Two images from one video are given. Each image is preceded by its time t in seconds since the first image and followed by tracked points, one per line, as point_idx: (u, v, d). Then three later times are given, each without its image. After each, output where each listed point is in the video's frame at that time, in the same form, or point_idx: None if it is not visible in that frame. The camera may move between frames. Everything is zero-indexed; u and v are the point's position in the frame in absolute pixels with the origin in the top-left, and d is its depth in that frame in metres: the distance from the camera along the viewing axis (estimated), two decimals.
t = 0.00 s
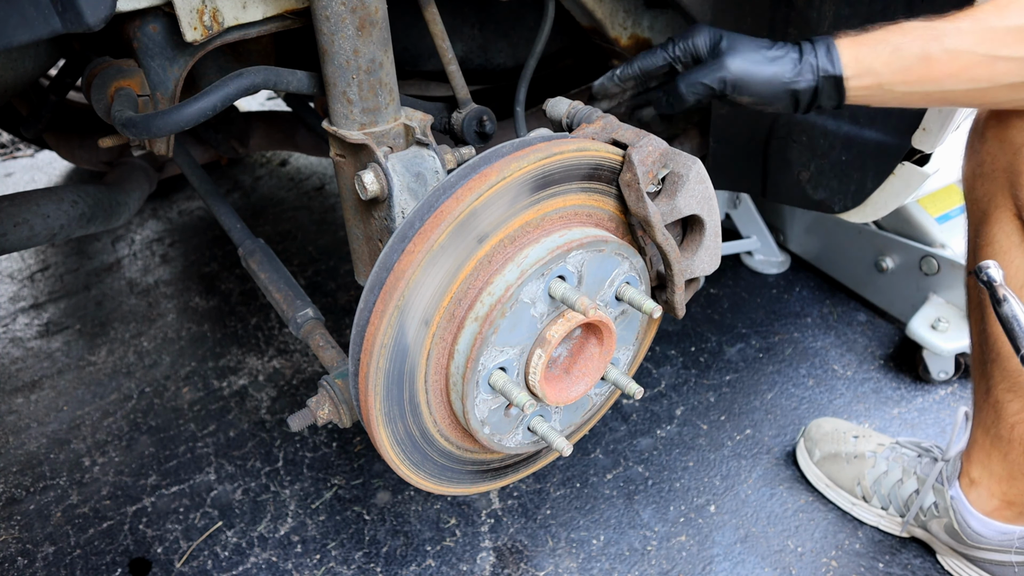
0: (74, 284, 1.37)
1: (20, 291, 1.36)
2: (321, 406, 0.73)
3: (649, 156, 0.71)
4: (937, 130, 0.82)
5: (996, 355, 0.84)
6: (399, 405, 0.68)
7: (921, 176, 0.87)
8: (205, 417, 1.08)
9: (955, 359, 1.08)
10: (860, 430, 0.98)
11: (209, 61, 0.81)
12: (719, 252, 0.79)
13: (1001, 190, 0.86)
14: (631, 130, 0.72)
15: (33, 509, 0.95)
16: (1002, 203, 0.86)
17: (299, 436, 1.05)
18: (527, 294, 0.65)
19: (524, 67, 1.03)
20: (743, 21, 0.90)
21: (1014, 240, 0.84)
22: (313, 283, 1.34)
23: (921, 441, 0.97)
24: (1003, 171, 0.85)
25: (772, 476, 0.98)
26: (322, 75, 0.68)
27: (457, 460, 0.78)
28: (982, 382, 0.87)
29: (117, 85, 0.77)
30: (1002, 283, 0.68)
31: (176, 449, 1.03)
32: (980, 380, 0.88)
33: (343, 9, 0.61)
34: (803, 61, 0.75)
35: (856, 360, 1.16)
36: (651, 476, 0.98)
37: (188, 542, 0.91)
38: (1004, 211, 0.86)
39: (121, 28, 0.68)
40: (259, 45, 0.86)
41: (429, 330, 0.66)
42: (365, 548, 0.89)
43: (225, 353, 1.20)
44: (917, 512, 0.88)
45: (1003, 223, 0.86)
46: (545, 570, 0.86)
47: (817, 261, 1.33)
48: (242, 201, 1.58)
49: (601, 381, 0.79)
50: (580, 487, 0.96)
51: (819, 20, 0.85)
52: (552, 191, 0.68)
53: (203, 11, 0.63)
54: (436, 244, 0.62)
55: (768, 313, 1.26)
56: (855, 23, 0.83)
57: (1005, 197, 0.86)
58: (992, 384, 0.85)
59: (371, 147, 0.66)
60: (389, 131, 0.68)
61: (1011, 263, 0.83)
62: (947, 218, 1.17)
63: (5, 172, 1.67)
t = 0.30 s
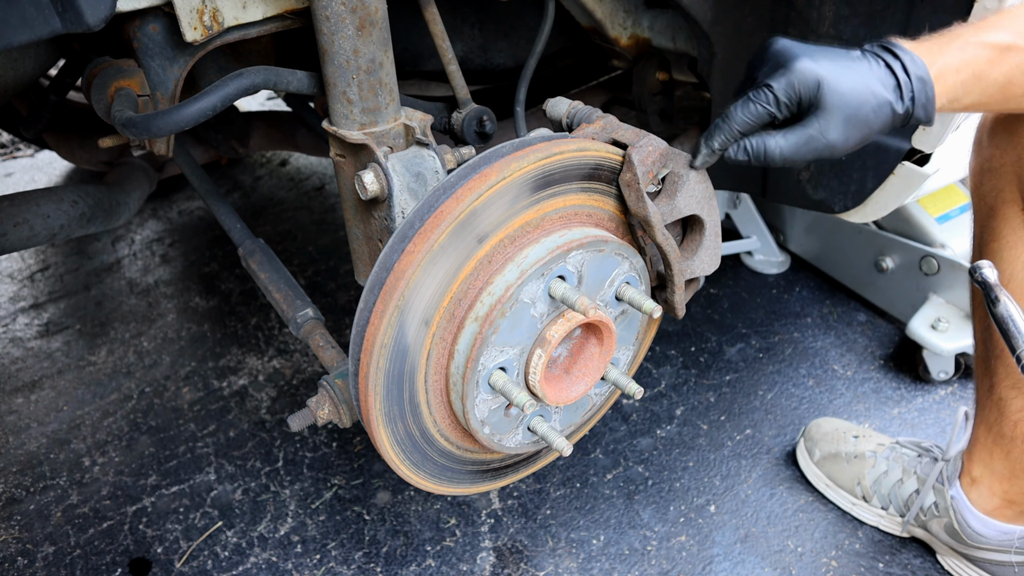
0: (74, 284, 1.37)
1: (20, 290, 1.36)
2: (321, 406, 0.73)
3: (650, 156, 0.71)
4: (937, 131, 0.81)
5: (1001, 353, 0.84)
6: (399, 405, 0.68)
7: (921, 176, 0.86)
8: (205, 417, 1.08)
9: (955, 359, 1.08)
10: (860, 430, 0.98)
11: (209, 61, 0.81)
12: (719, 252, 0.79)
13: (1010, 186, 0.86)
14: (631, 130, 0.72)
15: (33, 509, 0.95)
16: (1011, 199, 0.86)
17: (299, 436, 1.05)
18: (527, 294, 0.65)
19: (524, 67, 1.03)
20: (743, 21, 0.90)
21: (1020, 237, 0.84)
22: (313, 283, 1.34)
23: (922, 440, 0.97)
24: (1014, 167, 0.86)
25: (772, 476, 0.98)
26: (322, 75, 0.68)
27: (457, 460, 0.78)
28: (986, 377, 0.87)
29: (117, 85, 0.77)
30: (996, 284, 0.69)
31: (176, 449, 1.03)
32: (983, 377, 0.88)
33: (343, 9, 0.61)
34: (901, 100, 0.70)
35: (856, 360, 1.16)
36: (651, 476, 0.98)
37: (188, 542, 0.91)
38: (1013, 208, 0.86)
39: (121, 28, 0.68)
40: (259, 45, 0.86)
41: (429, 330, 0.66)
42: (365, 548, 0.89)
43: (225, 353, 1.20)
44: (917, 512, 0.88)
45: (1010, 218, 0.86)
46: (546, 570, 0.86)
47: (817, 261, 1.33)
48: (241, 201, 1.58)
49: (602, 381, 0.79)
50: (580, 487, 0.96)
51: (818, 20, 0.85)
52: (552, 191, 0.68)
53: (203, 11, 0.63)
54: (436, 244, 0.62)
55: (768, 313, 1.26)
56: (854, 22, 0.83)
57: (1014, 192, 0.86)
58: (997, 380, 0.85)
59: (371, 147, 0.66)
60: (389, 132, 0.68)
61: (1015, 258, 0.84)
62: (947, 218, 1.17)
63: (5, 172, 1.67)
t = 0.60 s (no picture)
0: (74, 284, 1.37)
1: (20, 291, 1.35)
2: (322, 406, 0.73)
3: (649, 156, 0.71)
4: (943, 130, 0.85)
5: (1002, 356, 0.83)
6: (399, 405, 0.68)
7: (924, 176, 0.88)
8: (205, 417, 1.08)
9: (955, 359, 1.08)
10: (860, 430, 0.98)
11: (209, 61, 0.81)
12: (719, 253, 0.79)
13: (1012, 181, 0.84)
14: (631, 130, 0.72)
15: (33, 509, 0.95)
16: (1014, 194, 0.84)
17: (299, 436, 1.05)
18: (527, 294, 0.65)
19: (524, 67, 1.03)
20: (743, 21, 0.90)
21: None
22: (313, 283, 1.34)
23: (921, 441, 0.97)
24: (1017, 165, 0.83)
25: (772, 476, 0.98)
26: (322, 75, 0.68)
27: (457, 460, 0.78)
28: (987, 378, 0.86)
29: (117, 85, 0.77)
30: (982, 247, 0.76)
31: (176, 449, 1.03)
32: (985, 377, 0.87)
33: (343, 9, 0.61)
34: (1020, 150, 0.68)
35: (856, 360, 1.16)
36: (651, 476, 0.98)
37: (188, 542, 0.91)
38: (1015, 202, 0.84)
39: (121, 28, 0.68)
40: (259, 45, 0.86)
41: (429, 330, 0.66)
42: (365, 548, 0.89)
43: (226, 353, 1.20)
44: (917, 512, 0.88)
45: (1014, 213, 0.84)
46: (545, 570, 0.86)
47: (817, 261, 1.34)
48: (241, 201, 1.58)
49: (602, 381, 0.79)
50: (580, 487, 0.96)
51: (818, 20, 0.85)
52: (552, 191, 0.68)
53: (203, 11, 0.63)
54: (436, 244, 0.62)
55: (768, 313, 1.26)
56: (854, 22, 0.82)
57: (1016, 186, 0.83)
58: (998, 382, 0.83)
59: (371, 147, 0.66)
60: (389, 131, 0.68)
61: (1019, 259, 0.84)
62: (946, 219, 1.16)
63: (5, 172, 1.67)
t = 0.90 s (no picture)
0: (74, 284, 1.37)
1: (20, 291, 1.36)
2: (321, 406, 0.73)
3: (649, 156, 0.71)
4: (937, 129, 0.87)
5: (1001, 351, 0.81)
6: (399, 405, 0.68)
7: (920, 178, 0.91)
8: (204, 417, 1.08)
9: (955, 359, 1.08)
10: (860, 430, 0.98)
11: (209, 61, 0.81)
12: (719, 252, 0.79)
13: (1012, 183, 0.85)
14: (631, 130, 0.72)
15: (32, 509, 0.95)
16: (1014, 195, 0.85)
17: (299, 436, 1.05)
18: (527, 294, 0.65)
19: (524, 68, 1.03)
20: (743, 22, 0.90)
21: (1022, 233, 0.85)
22: (313, 283, 1.34)
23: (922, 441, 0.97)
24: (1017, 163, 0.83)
25: (772, 476, 0.98)
26: (322, 75, 0.68)
27: (457, 460, 0.78)
28: (986, 375, 0.84)
29: (117, 85, 0.77)
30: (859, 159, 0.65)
31: (176, 449, 1.03)
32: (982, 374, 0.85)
33: (343, 9, 0.61)
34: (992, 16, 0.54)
35: (856, 360, 1.16)
36: (651, 475, 0.98)
37: (188, 542, 0.91)
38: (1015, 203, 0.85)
39: (121, 28, 0.68)
40: (259, 45, 0.86)
41: (429, 330, 0.66)
42: (365, 548, 0.89)
43: (226, 353, 1.20)
44: (918, 512, 0.88)
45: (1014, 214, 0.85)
46: (545, 570, 0.86)
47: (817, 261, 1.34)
48: (242, 201, 1.58)
49: (602, 381, 0.79)
50: (580, 487, 0.96)
51: (818, 20, 0.85)
52: (552, 191, 0.68)
53: (203, 11, 0.63)
54: (436, 244, 0.62)
55: (768, 313, 1.26)
56: (854, 22, 0.82)
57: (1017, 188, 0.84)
58: (997, 379, 0.82)
59: (371, 147, 0.66)
60: (389, 131, 0.68)
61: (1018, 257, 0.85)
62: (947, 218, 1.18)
63: (5, 172, 1.67)
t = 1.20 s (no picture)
0: (74, 284, 1.37)
1: (20, 290, 1.36)
2: (322, 406, 0.73)
3: (650, 156, 0.71)
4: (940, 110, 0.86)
5: (991, 358, 0.82)
6: (399, 405, 0.68)
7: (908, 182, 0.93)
8: (204, 417, 1.08)
9: (955, 359, 1.08)
10: (860, 430, 0.98)
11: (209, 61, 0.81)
12: (719, 253, 0.80)
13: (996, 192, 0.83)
14: (630, 130, 0.72)
15: (32, 509, 0.95)
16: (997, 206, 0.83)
17: (299, 436, 1.05)
18: (527, 294, 0.65)
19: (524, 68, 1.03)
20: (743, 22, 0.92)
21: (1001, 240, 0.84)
22: (313, 283, 1.34)
23: (921, 441, 0.97)
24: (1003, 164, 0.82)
25: (772, 476, 0.98)
26: (322, 75, 0.68)
27: (457, 459, 0.78)
28: (976, 384, 0.86)
29: (117, 85, 0.77)
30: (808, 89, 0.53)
31: (176, 449, 1.03)
32: (974, 379, 0.87)
33: (343, 9, 0.61)
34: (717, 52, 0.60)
35: (856, 360, 1.16)
36: (651, 476, 0.98)
37: (188, 542, 0.91)
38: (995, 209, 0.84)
39: (121, 27, 0.68)
40: (259, 45, 0.86)
41: (429, 330, 0.66)
42: (365, 548, 0.89)
43: (225, 353, 1.20)
44: (917, 512, 0.88)
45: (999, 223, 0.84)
46: (545, 570, 0.86)
47: (817, 261, 1.34)
48: (242, 201, 1.58)
49: (602, 381, 0.79)
50: (580, 487, 0.96)
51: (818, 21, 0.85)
52: (553, 190, 0.69)
53: (203, 11, 0.63)
54: (436, 243, 0.62)
55: (768, 313, 1.26)
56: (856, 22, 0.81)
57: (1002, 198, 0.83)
58: (988, 387, 0.83)
59: (371, 147, 0.66)
60: (389, 131, 0.68)
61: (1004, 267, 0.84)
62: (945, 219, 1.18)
63: (5, 172, 1.67)
